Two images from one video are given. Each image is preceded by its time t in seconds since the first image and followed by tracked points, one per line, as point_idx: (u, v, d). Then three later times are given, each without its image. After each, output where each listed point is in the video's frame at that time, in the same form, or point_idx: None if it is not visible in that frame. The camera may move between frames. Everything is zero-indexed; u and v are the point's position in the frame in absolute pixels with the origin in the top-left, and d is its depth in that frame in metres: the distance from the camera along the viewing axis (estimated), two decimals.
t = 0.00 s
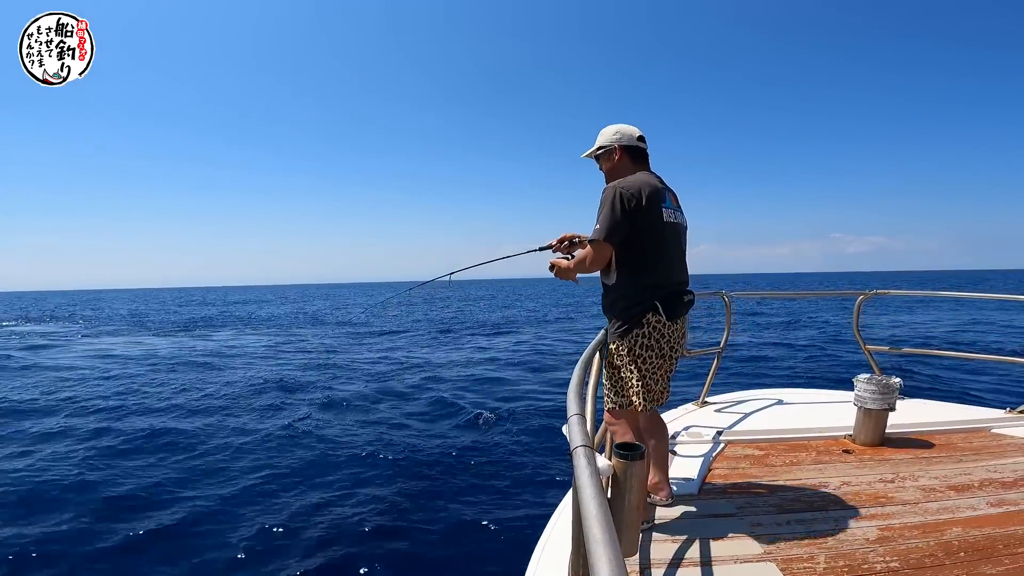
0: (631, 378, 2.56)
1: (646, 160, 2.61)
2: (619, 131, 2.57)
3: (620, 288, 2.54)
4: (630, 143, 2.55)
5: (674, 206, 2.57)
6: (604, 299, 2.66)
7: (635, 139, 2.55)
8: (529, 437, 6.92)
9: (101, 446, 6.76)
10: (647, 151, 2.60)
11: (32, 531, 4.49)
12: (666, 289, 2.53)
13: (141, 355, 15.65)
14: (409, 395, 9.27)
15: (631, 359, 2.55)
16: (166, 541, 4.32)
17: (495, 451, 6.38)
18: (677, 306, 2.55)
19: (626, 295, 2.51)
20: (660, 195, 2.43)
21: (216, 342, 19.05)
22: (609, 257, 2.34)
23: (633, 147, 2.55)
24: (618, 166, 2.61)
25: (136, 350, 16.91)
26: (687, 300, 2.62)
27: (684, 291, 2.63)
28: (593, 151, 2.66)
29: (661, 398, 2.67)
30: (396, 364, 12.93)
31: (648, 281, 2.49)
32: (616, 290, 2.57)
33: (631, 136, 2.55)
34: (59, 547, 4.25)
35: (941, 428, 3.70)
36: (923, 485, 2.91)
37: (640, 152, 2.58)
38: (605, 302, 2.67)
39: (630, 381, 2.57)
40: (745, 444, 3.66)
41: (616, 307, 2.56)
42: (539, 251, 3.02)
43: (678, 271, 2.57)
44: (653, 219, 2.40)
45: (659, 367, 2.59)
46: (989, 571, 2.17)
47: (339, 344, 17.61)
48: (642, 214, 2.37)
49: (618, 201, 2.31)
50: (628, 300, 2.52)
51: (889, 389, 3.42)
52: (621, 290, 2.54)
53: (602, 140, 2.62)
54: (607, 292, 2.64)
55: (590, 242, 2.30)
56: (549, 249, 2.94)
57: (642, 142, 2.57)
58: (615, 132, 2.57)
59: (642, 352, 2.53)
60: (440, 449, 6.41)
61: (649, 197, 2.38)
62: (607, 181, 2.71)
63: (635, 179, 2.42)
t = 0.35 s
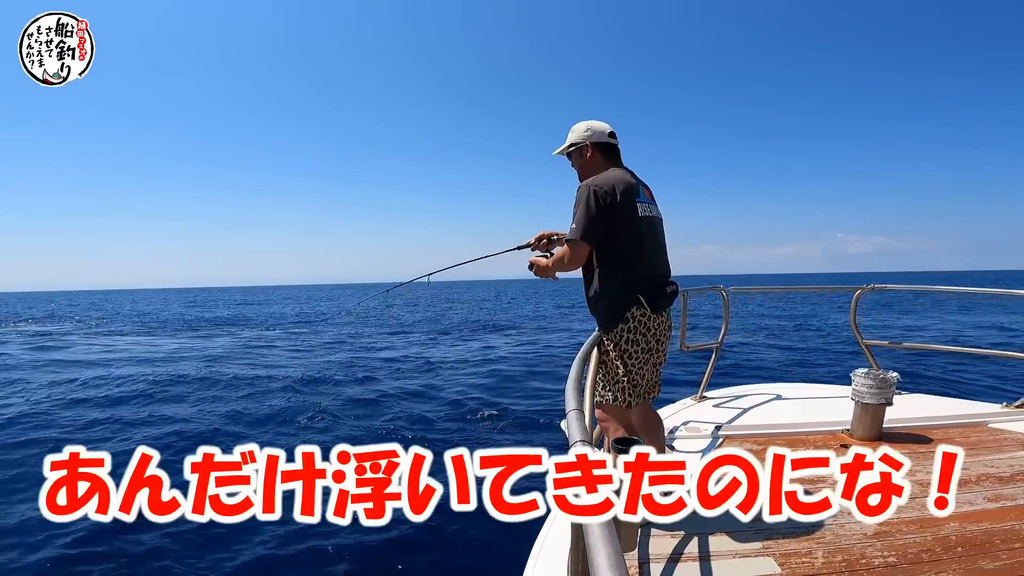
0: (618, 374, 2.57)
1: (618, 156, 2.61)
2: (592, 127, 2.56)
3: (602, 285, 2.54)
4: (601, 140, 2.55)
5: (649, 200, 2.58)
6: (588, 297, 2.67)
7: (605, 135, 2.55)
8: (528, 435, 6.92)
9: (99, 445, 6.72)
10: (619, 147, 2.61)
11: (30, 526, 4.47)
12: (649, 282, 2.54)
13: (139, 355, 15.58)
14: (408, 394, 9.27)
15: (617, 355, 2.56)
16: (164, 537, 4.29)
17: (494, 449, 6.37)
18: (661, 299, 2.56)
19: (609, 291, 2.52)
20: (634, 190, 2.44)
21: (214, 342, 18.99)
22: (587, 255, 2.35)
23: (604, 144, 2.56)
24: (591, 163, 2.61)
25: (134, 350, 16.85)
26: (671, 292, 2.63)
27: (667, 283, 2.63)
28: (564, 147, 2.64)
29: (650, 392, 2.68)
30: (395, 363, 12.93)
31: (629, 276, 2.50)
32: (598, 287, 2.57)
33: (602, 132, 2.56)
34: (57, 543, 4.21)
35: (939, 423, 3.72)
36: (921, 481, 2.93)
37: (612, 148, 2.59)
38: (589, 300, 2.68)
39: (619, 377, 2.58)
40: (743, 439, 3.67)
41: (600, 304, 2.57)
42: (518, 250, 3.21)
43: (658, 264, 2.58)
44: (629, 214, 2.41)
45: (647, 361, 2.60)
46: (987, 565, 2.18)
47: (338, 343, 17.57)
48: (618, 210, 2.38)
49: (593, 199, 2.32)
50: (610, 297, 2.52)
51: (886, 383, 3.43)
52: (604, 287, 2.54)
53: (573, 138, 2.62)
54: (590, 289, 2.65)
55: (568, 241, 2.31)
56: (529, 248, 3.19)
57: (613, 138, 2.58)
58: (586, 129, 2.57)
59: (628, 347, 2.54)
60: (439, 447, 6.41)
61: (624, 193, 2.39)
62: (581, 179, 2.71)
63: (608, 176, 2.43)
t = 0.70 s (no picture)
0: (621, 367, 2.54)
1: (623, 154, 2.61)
2: (593, 122, 2.52)
3: (604, 278, 2.52)
4: (613, 136, 2.53)
5: (652, 194, 2.56)
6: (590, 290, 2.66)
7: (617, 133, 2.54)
8: (529, 433, 6.91)
9: (99, 445, 6.69)
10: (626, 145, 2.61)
11: (29, 525, 4.44)
12: (650, 275, 2.52)
13: (137, 355, 15.53)
14: (408, 393, 9.25)
15: (620, 348, 2.54)
16: (163, 537, 4.25)
17: (494, 446, 6.36)
18: (663, 292, 2.54)
19: (611, 284, 2.50)
20: (637, 183, 2.42)
21: (213, 342, 18.96)
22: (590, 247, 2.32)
23: (615, 141, 2.55)
24: (600, 158, 2.57)
25: (132, 350, 16.81)
26: (672, 286, 2.61)
27: (668, 276, 2.61)
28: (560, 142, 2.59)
29: (652, 385, 2.66)
30: (394, 363, 12.90)
31: (631, 269, 2.48)
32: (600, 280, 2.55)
33: (614, 130, 2.54)
34: (56, 542, 4.18)
35: (942, 412, 3.71)
36: (926, 471, 2.92)
37: (619, 146, 2.58)
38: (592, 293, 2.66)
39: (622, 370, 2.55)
40: (747, 431, 3.66)
41: (602, 297, 2.55)
42: (523, 242, 3.20)
43: (660, 257, 2.56)
44: (632, 208, 2.39)
45: (649, 354, 2.57)
46: (995, 556, 2.17)
47: (336, 343, 17.56)
48: (622, 203, 2.36)
49: (597, 191, 2.30)
50: (614, 290, 2.50)
51: (889, 372, 3.41)
52: (606, 279, 2.52)
53: (582, 128, 2.54)
54: (592, 283, 2.63)
55: (570, 232, 2.28)
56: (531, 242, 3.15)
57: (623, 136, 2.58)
58: (599, 123, 2.53)
59: (631, 340, 2.52)
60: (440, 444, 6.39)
61: (628, 187, 2.36)
62: (584, 169, 2.64)
63: (612, 168, 2.41)
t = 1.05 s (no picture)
0: (638, 361, 2.49)
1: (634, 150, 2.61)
2: (627, 113, 2.46)
3: (624, 270, 2.48)
4: (629, 131, 2.48)
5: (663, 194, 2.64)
6: (604, 284, 2.60)
7: (629, 127, 2.46)
8: (530, 430, 6.88)
9: (98, 444, 6.65)
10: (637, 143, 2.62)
11: (26, 526, 4.40)
12: (664, 270, 2.57)
13: (136, 354, 15.48)
14: (408, 392, 9.23)
15: (638, 338, 2.48)
16: (163, 537, 4.22)
17: (496, 444, 6.33)
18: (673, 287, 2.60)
19: (631, 275, 2.47)
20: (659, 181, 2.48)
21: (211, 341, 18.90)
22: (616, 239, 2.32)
23: (630, 136, 2.50)
24: (615, 149, 2.52)
25: (130, 349, 16.75)
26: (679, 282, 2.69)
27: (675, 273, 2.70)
28: (587, 123, 2.50)
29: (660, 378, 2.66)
30: (393, 361, 12.86)
31: (650, 263, 2.49)
32: (618, 273, 2.50)
33: (629, 122, 2.47)
34: (54, 544, 4.14)
35: (947, 400, 3.70)
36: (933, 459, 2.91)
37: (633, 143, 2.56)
38: (605, 286, 2.60)
39: (638, 363, 2.49)
40: (752, 422, 3.63)
41: (620, 289, 2.50)
42: (516, 242, 3.21)
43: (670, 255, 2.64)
44: (658, 205, 2.45)
45: (662, 346, 2.58)
46: (1006, 544, 2.14)
47: (336, 342, 17.54)
48: (652, 198, 2.38)
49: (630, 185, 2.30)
50: (634, 281, 2.47)
51: (892, 360, 3.39)
52: (625, 271, 2.48)
53: (604, 119, 2.46)
54: (606, 275, 2.57)
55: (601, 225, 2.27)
56: (524, 239, 3.16)
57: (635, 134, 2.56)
58: (621, 115, 2.47)
59: (649, 332, 2.49)
60: (440, 443, 6.35)
61: (656, 184, 2.43)
62: (599, 160, 2.57)
63: (639, 164, 2.42)
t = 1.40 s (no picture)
0: (646, 358, 2.45)
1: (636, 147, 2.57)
2: (634, 112, 2.44)
3: (630, 266, 2.45)
4: (632, 127, 2.45)
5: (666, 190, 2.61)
6: (610, 278, 2.56)
7: (632, 123, 2.44)
8: (530, 429, 6.87)
9: (98, 443, 6.62)
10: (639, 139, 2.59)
11: (25, 527, 4.37)
12: (670, 267, 2.55)
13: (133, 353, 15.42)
14: (407, 391, 9.21)
15: (648, 332, 2.45)
16: (163, 537, 4.19)
17: (496, 443, 6.31)
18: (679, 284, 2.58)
19: (637, 271, 2.45)
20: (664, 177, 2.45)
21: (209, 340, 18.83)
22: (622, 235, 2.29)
23: (633, 131, 2.47)
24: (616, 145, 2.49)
25: (128, 348, 16.68)
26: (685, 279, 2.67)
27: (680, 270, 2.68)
28: (593, 121, 2.46)
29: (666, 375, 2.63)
30: (392, 360, 12.84)
31: (657, 259, 2.47)
32: (624, 270, 2.47)
33: (631, 119, 2.44)
34: (53, 545, 4.11)
35: (949, 393, 3.68)
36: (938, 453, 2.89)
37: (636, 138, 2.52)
38: (611, 281, 2.55)
39: (646, 360, 2.46)
40: (754, 417, 3.61)
41: (626, 286, 2.47)
42: (513, 238, 3.18)
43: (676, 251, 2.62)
44: (666, 201, 2.45)
45: (669, 342, 2.56)
46: (1013, 538, 2.12)
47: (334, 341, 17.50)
48: (658, 193, 2.36)
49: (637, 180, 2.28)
50: (643, 275, 2.44)
51: (893, 354, 3.37)
52: (632, 267, 2.45)
53: (607, 116, 2.44)
54: (612, 272, 2.53)
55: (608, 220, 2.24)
56: (521, 236, 3.13)
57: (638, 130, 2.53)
58: (623, 112, 2.45)
59: (658, 325, 2.47)
60: (440, 442, 6.33)
61: (664, 180, 2.43)
62: (602, 157, 2.54)
63: (644, 160, 2.40)
